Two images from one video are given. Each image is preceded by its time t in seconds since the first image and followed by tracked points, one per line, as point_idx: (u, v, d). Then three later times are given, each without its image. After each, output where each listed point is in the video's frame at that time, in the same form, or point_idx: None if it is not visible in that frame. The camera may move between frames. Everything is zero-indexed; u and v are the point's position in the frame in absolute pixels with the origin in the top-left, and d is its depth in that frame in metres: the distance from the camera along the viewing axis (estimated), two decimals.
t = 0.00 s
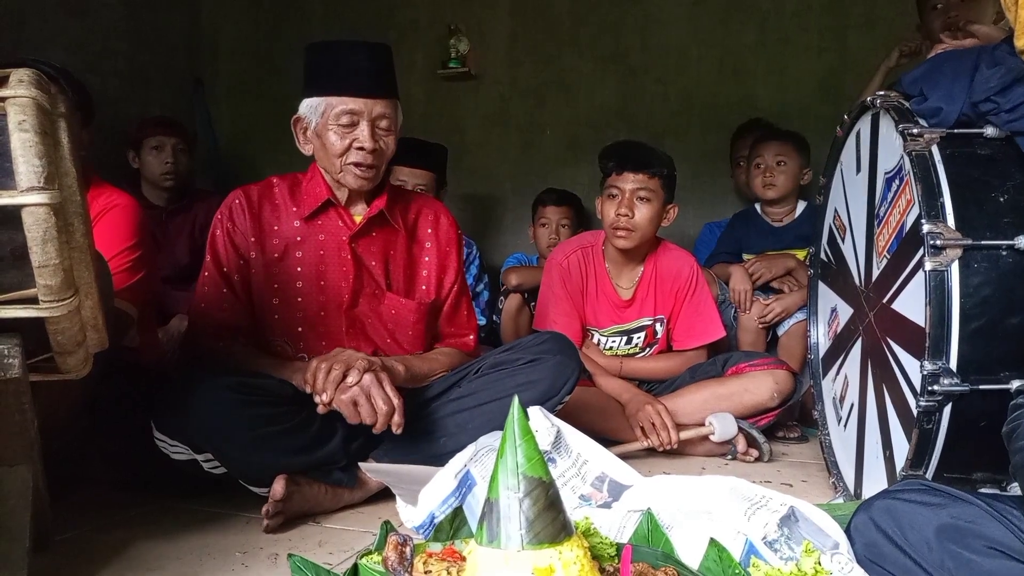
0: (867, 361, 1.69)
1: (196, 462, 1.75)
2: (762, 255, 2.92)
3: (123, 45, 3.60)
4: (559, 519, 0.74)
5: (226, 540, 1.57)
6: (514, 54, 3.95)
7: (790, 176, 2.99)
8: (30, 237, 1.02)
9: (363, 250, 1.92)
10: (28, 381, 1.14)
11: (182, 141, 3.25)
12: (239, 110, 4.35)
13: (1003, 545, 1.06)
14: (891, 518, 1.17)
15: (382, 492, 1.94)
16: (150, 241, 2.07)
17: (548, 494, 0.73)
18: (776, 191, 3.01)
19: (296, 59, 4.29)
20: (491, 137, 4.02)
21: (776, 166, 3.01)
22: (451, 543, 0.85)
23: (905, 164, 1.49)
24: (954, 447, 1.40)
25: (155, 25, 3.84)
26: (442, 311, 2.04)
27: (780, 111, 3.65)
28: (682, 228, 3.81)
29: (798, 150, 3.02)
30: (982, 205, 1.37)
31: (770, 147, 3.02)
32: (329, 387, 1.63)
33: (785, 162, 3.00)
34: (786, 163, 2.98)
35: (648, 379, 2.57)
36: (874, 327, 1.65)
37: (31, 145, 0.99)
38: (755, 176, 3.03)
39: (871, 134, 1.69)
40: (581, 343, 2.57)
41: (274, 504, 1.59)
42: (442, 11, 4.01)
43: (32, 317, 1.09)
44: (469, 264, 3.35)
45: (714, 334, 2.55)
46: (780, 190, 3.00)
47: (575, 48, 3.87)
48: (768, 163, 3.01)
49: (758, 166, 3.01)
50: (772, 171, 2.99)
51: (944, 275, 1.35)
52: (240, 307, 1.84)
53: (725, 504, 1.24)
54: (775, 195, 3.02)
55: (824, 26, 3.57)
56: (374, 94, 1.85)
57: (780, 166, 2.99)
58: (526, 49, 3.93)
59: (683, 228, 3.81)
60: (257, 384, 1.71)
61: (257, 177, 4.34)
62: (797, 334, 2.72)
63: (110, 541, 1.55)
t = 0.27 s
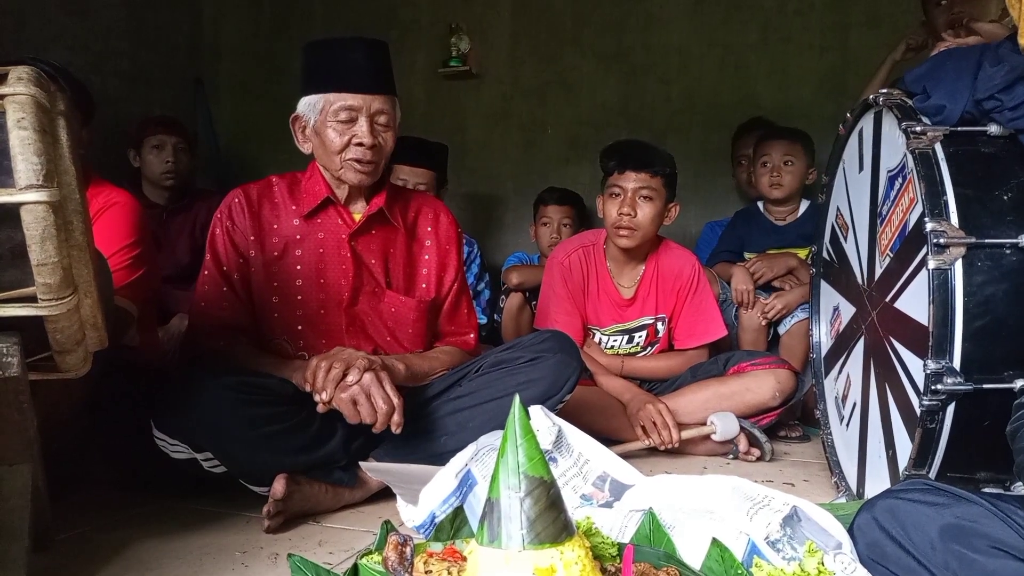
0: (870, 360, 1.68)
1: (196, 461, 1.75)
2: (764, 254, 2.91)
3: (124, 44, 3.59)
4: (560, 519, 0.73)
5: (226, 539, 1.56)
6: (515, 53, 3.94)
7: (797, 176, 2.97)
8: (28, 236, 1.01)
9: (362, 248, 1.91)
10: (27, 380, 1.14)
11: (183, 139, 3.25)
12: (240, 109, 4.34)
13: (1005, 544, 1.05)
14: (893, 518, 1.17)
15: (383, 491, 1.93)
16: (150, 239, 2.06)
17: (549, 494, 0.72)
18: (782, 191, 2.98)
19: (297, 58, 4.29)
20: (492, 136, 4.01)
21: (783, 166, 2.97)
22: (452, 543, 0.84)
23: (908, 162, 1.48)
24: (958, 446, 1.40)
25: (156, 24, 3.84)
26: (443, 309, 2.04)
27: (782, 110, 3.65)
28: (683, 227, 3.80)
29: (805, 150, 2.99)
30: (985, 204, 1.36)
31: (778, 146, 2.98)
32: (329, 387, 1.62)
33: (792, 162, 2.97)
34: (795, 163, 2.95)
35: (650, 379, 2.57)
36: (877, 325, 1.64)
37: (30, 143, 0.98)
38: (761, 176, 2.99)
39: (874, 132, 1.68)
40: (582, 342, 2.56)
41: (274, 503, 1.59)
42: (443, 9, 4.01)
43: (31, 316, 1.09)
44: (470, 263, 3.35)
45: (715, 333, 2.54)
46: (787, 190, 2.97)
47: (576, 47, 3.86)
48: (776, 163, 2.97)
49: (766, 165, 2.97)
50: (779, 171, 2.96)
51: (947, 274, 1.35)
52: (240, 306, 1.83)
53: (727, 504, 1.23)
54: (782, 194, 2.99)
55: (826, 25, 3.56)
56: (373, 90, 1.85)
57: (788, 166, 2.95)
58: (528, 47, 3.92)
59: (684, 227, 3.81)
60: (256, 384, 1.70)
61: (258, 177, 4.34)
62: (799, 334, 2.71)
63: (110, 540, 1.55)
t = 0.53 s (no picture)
0: (871, 358, 1.66)
1: (190, 460, 1.73)
2: (765, 252, 2.89)
3: (122, 42, 3.58)
4: (554, 518, 0.71)
5: (220, 539, 1.55)
6: (515, 51, 3.92)
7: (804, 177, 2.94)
8: (16, 231, 1.00)
9: (358, 245, 1.89)
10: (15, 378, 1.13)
11: (181, 139, 3.23)
12: (239, 107, 4.33)
13: (1010, 544, 1.03)
14: (894, 516, 1.15)
15: (379, 491, 1.92)
16: (145, 236, 2.05)
17: (544, 492, 0.70)
18: (788, 189, 2.95)
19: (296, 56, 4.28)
20: (492, 134, 3.99)
21: (789, 165, 2.94)
22: (446, 543, 0.83)
23: (910, 157, 1.46)
24: (960, 445, 1.38)
25: (154, 22, 3.82)
26: (439, 307, 2.02)
27: (782, 107, 3.63)
28: (684, 225, 3.79)
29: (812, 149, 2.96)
30: (988, 199, 1.34)
31: (783, 144, 2.94)
32: (324, 384, 1.61)
33: (799, 161, 2.94)
34: (800, 162, 2.92)
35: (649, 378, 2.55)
36: (878, 323, 1.62)
37: (18, 137, 0.96)
38: (767, 175, 2.96)
39: (875, 127, 1.67)
40: (581, 341, 2.55)
41: (267, 503, 1.57)
42: (443, 7, 3.99)
43: (20, 313, 1.08)
44: (469, 261, 3.33)
45: (715, 331, 2.52)
46: (793, 189, 2.94)
47: (576, 44, 3.85)
48: (781, 161, 2.94)
49: (772, 165, 2.94)
50: (785, 169, 2.93)
51: (949, 270, 1.33)
52: (235, 304, 1.82)
53: (726, 503, 1.22)
54: (787, 193, 2.96)
55: (827, 22, 3.54)
56: (367, 85, 1.83)
57: (794, 165, 2.92)
58: (527, 45, 3.91)
59: (685, 226, 3.79)
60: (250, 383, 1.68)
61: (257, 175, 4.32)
62: (800, 332, 2.68)
63: (103, 540, 1.53)
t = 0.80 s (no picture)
0: (870, 355, 1.65)
1: (184, 458, 1.72)
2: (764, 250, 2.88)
3: (120, 39, 3.56)
4: (547, 515, 0.70)
5: (214, 537, 1.54)
6: (514, 48, 3.91)
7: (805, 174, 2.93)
8: (4, 225, 0.99)
9: (353, 242, 1.88)
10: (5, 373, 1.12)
11: (181, 143, 3.21)
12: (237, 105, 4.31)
13: (1010, 542, 1.02)
14: (892, 514, 1.13)
15: (375, 489, 1.91)
16: (141, 233, 2.04)
17: (536, 489, 0.69)
18: (789, 187, 2.94)
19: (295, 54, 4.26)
20: (491, 132, 3.98)
21: (791, 163, 2.93)
22: (439, 540, 0.82)
23: (909, 152, 1.45)
24: (960, 443, 1.37)
25: (152, 20, 3.81)
26: (436, 305, 2.01)
27: (782, 105, 3.62)
28: (683, 223, 3.77)
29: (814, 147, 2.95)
30: (987, 194, 1.33)
31: (785, 142, 2.93)
32: (318, 381, 1.59)
33: (801, 159, 2.92)
34: (802, 160, 2.91)
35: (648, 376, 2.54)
36: (876, 319, 1.61)
37: (6, 130, 0.95)
38: (768, 173, 2.94)
39: (874, 122, 1.65)
40: (578, 339, 2.54)
41: (261, 501, 1.56)
42: (442, 5, 3.98)
43: (9, 308, 1.07)
44: (467, 259, 3.32)
45: (714, 329, 2.51)
46: (794, 187, 2.93)
47: (575, 42, 3.83)
48: (783, 159, 2.92)
49: (773, 162, 2.93)
50: (786, 167, 2.91)
51: (948, 266, 1.32)
52: (230, 301, 1.81)
53: (722, 501, 1.21)
54: (788, 191, 2.95)
55: (827, 19, 3.54)
56: (362, 81, 1.82)
57: (796, 163, 2.91)
58: (526, 42, 3.89)
59: (684, 224, 3.78)
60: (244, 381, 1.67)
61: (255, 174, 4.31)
62: (799, 330, 2.67)
63: (96, 538, 1.52)
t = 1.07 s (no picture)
0: (871, 358, 1.65)
1: (187, 459, 1.73)
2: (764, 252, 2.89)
3: (121, 41, 3.57)
4: (549, 517, 0.71)
5: (217, 538, 1.54)
6: (515, 50, 3.92)
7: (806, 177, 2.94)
8: (9, 228, 0.99)
9: (355, 245, 1.89)
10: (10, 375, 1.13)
11: (184, 151, 3.21)
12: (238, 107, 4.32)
13: (1009, 545, 1.03)
14: (892, 517, 1.14)
15: (377, 491, 1.91)
16: (143, 236, 2.05)
17: (538, 491, 0.70)
18: (789, 190, 2.95)
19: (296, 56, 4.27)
20: (491, 134, 3.98)
21: (792, 166, 2.93)
22: (441, 543, 0.83)
23: (909, 155, 1.46)
24: (961, 446, 1.37)
25: (153, 22, 3.82)
26: (437, 307, 2.02)
27: (783, 106, 3.62)
28: (684, 225, 3.78)
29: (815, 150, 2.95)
30: (987, 198, 1.34)
31: (786, 145, 2.93)
32: (320, 383, 1.60)
33: (801, 162, 2.93)
34: (803, 163, 2.92)
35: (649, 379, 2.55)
36: (876, 322, 1.62)
37: (11, 133, 0.96)
38: (769, 176, 2.95)
39: (874, 126, 1.66)
40: (579, 341, 2.54)
41: (263, 503, 1.57)
42: (442, 7, 3.99)
43: (14, 310, 1.07)
44: (468, 261, 3.33)
45: (714, 331, 2.52)
46: (795, 189, 2.94)
47: (576, 44, 3.84)
48: (784, 162, 2.93)
49: (773, 165, 2.93)
50: (787, 170, 2.92)
51: (948, 269, 1.32)
52: (232, 303, 1.82)
53: (723, 503, 1.21)
54: (788, 194, 2.95)
55: (827, 21, 3.55)
56: (364, 84, 1.83)
57: (797, 166, 2.92)
58: (527, 44, 3.90)
59: (685, 226, 3.78)
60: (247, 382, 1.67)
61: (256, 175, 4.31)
62: (799, 333, 2.68)
63: (99, 539, 1.53)
